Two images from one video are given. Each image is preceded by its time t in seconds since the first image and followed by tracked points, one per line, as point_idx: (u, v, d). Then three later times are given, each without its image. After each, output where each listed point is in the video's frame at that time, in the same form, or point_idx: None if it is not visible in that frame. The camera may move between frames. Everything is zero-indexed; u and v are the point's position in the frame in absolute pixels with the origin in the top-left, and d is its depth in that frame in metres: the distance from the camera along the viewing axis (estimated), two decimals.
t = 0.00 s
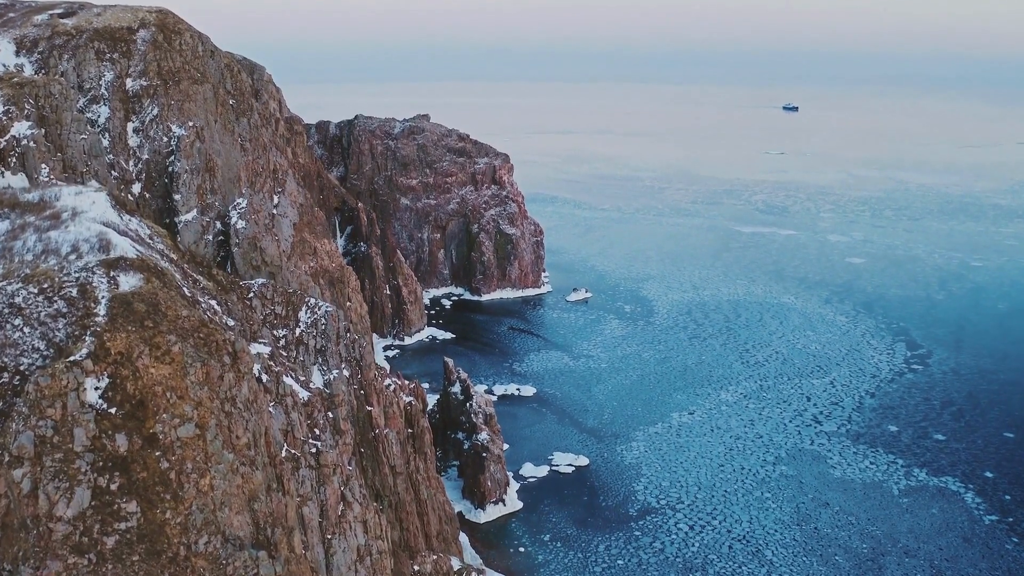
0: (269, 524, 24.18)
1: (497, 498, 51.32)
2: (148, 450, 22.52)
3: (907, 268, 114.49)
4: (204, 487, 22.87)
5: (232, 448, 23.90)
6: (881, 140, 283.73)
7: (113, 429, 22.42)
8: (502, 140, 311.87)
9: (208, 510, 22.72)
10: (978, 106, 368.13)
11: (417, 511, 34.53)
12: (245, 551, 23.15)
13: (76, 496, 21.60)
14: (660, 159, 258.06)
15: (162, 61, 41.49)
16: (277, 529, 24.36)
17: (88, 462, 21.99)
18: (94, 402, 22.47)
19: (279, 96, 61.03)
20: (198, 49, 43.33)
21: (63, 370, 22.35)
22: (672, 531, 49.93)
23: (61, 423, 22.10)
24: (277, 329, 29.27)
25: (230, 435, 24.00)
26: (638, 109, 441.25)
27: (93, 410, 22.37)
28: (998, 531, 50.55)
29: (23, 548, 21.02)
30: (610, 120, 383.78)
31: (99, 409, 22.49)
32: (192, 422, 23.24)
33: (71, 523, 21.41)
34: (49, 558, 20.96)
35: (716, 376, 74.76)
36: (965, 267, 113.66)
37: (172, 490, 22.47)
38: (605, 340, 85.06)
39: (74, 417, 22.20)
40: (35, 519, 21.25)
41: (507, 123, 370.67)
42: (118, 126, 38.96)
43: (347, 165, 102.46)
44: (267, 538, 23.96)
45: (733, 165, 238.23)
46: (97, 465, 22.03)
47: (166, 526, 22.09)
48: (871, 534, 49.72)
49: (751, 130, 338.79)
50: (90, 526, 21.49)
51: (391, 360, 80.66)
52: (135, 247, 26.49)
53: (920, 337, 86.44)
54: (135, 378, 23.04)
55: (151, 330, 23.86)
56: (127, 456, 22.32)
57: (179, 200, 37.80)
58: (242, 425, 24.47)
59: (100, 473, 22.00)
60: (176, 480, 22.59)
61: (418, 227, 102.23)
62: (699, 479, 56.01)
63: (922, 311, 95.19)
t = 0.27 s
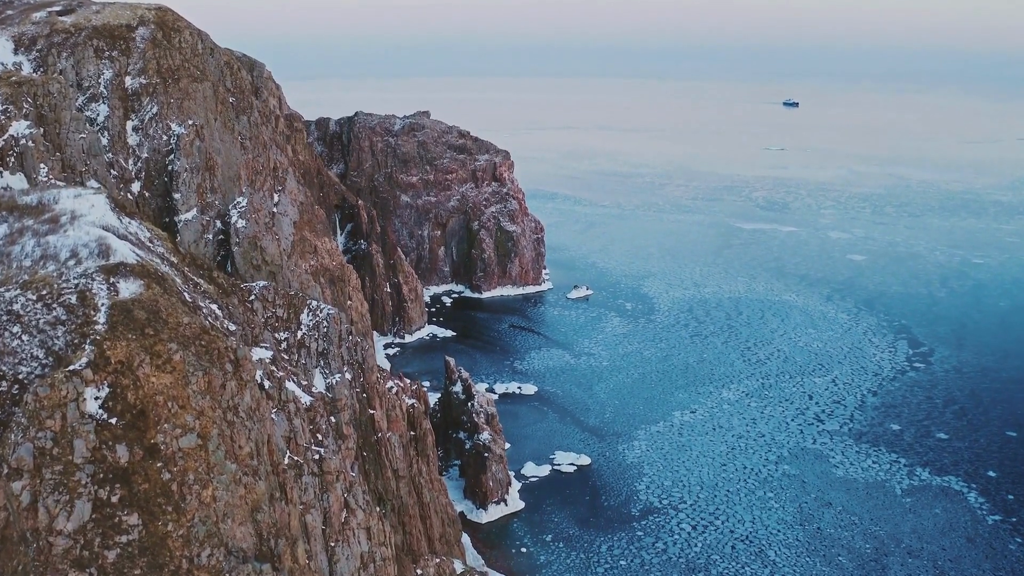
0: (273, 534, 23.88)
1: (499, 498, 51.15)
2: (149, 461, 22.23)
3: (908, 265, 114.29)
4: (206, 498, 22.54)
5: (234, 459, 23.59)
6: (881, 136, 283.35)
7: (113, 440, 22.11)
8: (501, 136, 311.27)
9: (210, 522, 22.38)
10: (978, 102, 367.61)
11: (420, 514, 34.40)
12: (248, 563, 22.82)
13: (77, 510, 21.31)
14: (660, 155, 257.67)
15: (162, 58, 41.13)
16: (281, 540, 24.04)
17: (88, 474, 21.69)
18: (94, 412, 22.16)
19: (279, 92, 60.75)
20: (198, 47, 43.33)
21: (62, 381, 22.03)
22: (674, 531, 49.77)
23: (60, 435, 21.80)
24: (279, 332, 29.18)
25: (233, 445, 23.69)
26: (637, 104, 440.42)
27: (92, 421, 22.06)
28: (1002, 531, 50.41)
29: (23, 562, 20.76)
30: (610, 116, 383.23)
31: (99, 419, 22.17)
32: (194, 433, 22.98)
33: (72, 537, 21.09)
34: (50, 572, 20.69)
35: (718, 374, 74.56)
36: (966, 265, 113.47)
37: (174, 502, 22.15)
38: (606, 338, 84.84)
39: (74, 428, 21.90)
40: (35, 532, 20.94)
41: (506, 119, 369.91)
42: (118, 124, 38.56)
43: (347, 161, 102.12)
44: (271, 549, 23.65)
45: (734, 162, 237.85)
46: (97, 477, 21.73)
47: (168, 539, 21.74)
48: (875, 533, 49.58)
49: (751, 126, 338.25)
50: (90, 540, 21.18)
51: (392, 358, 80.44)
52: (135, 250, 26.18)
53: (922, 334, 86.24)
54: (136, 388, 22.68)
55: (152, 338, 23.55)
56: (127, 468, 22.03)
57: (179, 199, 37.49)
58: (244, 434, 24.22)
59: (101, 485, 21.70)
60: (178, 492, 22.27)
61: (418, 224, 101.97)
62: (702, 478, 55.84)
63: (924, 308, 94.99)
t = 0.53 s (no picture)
0: (276, 546, 23.69)
1: (501, 498, 51.01)
2: (151, 472, 21.82)
3: (909, 263, 114.08)
4: (209, 510, 22.28)
5: (237, 469, 23.35)
6: (881, 132, 282.92)
7: (114, 451, 21.61)
8: (501, 132, 310.90)
9: (213, 535, 22.13)
10: (979, 97, 367.05)
11: (422, 518, 34.24)
12: None
13: (77, 523, 20.71)
14: (660, 151, 257.32)
15: (161, 56, 40.80)
16: (284, 551, 23.86)
17: (88, 487, 21.13)
18: (94, 423, 21.62)
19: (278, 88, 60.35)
20: (197, 45, 42.69)
21: (62, 391, 21.41)
22: (677, 531, 49.58)
23: (60, 446, 21.17)
24: (281, 335, 28.79)
25: (236, 455, 23.43)
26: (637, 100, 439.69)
27: (93, 432, 21.52)
28: (1005, 531, 50.21)
29: None
30: (610, 112, 382.70)
31: (99, 430, 21.64)
32: (196, 443, 22.61)
33: (72, 551, 20.50)
34: None
35: (719, 372, 74.32)
36: (967, 262, 113.25)
37: (176, 514, 21.78)
38: (608, 336, 84.59)
39: (74, 440, 21.31)
40: (35, 547, 20.28)
41: (506, 114, 369.36)
42: (117, 122, 38.32)
43: (347, 158, 101.75)
44: (274, 561, 23.47)
45: (734, 158, 237.49)
46: (98, 490, 21.19)
47: (171, 552, 21.34)
48: (878, 534, 49.40)
49: (751, 122, 337.80)
50: (91, 554, 20.60)
51: (392, 357, 80.19)
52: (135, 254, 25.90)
53: (924, 332, 85.98)
54: (136, 398, 22.25)
55: (153, 347, 23.11)
56: (128, 480, 21.56)
57: (178, 198, 37.46)
58: (247, 444, 23.96)
59: (101, 498, 21.16)
60: (180, 504, 21.93)
61: (419, 221, 101.67)
62: (704, 478, 55.64)
63: (925, 306, 94.78)
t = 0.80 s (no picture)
0: (280, 557, 23.58)
1: (503, 498, 50.84)
2: (153, 484, 21.51)
3: (911, 260, 113.84)
4: (211, 522, 22.06)
5: (240, 480, 23.15)
6: (882, 128, 282.51)
7: (115, 463, 21.27)
8: (501, 128, 310.32)
9: (216, 547, 21.91)
10: (980, 94, 366.45)
11: (425, 521, 34.10)
12: None
13: (77, 538, 20.41)
14: (660, 147, 256.85)
15: (160, 54, 40.46)
16: (288, 563, 23.79)
17: (89, 500, 20.81)
18: (94, 435, 21.29)
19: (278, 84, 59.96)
20: (197, 43, 42.41)
21: (61, 402, 21.10)
22: (680, 532, 49.44)
23: (60, 459, 20.85)
24: (282, 338, 28.65)
25: (238, 466, 23.23)
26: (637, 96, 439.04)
27: (93, 444, 21.18)
28: (1009, 531, 50.06)
29: None
30: (610, 108, 382.07)
31: (100, 442, 21.31)
32: (198, 454, 22.35)
33: (72, 566, 20.19)
34: None
35: (721, 370, 74.09)
36: (968, 259, 113.02)
37: (178, 528, 21.52)
38: (609, 333, 84.37)
39: (74, 452, 20.98)
40: (34, 561, 19.97)
41: (506, 110, 368.71)
42: (116, 121, 38.12)
43: (347, 155, 101.38)
44: (278, 572, 23.37)
45: (734, 154, 237.04)
46: (99, 503, 20.87)
47: (173, 566, 21.07)
48: (881, 534, 49.26)
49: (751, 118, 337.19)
50: (92, 569, 20.32)
51: (393, 355, 79.99)
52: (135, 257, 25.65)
53: (926, 330, 85.75)
54: (137, 408, 21.92)
55: (154, 356, 22.83)
56: (130, 492, 21.23)
57: (178, 197, 37.28)
58: (250, 454, 23.75)
59: (102, 512, 20.86)
60: (183, 517, 21.68)
61: (419, 218, 101.39)
62: (706, 477, 55.48)
63: (927, 303, 94.58)
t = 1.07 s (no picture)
0: (283, 569, 23.84)
1: (505, 498, 50.62)
2: (155, 497, 21.55)
3: (912, 257, 113.53)
4: (214, 535, 22.11)
5: (243, 492, 23.24)
6: (882, 124, 281.87)
7: (116, 476, 21.27)
8: (500, 124, 309.44)
9: (220, 561, 21.99)
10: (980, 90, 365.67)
11: (428, 526, 33.95)
12: None
13: (79, 553, 20.31)
14: (661, 143, 256.21)
15: (160, 53, 40.27)
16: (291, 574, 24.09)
17: (90, 514, 20.74)
18: (95, 447, 21.29)
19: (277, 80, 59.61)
20: (196, 41, 42.34)
21: (61, 415, 21.08)
22: (682, 532, 49.29)
23: (60, 472, 20.80)
24: (284, 342, 28.54)
25: (241, 477, 23.31)
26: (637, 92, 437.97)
27: (93, 457, 21.17)
28: (1011, 531, 49.93)
29: None
30: (610, 103, 380.98)
31: (100, 454, 21.31)
32: (201, 466, 22.42)
33: None
34: None
35: (723, 369, 73.87)
36: (970, 256, 112.72)
37: (181, 541, 21.52)
38: (610, 331, 84.17)
39: (74, 465, 20.95)
40: None
41: (505, 106, 367.69)
42: (115, 120, 37.88)
43: (347, 153, 100.97)
44: None
45: (735, 150, 236.47)
46: (100, 516, 20.83)
47: None
48: (884, 534, 49.14)
49: (751, 113, 336.42)
50: None
51: (393, 353, 79.80)
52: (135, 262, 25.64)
53: (927, 328, 85.56)
54: (139, 419, 21.97)
55: (155, 365, 22.93)
56: (132, 504, 21.26)
57: (179, 197, 37.34)
58: (253, 465, 23.82)
59: (103, 525, 20.79)
60: (185, 530, 21.70)
61: (419, 216, 101.10)
62: (708, 477, 55.31)
63: (929, 301, 94.32)
